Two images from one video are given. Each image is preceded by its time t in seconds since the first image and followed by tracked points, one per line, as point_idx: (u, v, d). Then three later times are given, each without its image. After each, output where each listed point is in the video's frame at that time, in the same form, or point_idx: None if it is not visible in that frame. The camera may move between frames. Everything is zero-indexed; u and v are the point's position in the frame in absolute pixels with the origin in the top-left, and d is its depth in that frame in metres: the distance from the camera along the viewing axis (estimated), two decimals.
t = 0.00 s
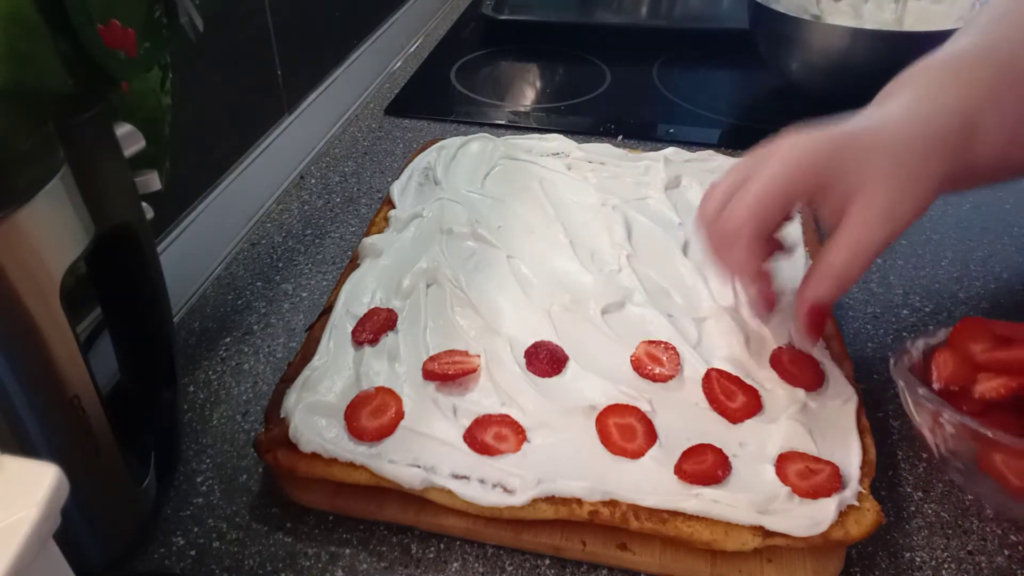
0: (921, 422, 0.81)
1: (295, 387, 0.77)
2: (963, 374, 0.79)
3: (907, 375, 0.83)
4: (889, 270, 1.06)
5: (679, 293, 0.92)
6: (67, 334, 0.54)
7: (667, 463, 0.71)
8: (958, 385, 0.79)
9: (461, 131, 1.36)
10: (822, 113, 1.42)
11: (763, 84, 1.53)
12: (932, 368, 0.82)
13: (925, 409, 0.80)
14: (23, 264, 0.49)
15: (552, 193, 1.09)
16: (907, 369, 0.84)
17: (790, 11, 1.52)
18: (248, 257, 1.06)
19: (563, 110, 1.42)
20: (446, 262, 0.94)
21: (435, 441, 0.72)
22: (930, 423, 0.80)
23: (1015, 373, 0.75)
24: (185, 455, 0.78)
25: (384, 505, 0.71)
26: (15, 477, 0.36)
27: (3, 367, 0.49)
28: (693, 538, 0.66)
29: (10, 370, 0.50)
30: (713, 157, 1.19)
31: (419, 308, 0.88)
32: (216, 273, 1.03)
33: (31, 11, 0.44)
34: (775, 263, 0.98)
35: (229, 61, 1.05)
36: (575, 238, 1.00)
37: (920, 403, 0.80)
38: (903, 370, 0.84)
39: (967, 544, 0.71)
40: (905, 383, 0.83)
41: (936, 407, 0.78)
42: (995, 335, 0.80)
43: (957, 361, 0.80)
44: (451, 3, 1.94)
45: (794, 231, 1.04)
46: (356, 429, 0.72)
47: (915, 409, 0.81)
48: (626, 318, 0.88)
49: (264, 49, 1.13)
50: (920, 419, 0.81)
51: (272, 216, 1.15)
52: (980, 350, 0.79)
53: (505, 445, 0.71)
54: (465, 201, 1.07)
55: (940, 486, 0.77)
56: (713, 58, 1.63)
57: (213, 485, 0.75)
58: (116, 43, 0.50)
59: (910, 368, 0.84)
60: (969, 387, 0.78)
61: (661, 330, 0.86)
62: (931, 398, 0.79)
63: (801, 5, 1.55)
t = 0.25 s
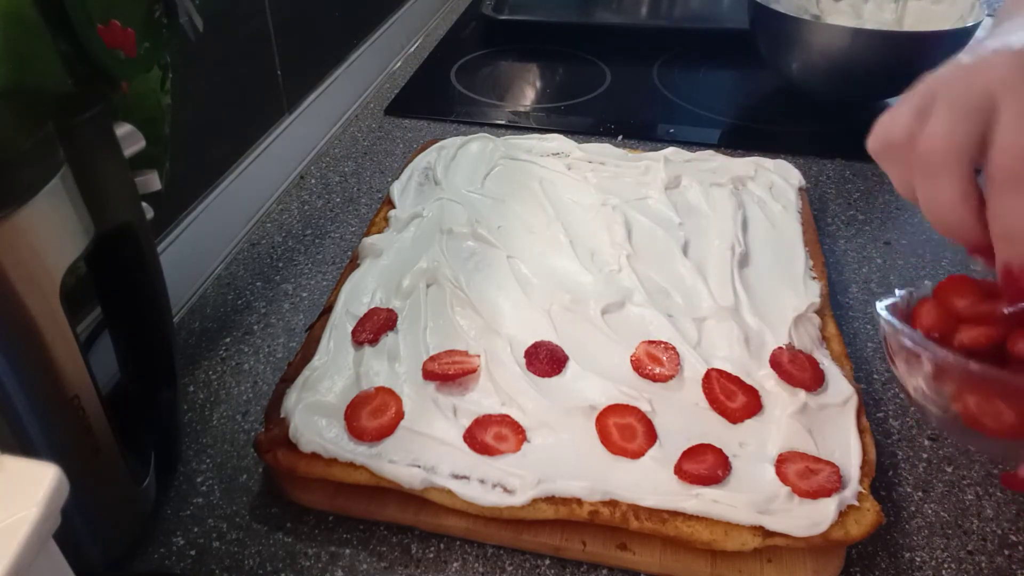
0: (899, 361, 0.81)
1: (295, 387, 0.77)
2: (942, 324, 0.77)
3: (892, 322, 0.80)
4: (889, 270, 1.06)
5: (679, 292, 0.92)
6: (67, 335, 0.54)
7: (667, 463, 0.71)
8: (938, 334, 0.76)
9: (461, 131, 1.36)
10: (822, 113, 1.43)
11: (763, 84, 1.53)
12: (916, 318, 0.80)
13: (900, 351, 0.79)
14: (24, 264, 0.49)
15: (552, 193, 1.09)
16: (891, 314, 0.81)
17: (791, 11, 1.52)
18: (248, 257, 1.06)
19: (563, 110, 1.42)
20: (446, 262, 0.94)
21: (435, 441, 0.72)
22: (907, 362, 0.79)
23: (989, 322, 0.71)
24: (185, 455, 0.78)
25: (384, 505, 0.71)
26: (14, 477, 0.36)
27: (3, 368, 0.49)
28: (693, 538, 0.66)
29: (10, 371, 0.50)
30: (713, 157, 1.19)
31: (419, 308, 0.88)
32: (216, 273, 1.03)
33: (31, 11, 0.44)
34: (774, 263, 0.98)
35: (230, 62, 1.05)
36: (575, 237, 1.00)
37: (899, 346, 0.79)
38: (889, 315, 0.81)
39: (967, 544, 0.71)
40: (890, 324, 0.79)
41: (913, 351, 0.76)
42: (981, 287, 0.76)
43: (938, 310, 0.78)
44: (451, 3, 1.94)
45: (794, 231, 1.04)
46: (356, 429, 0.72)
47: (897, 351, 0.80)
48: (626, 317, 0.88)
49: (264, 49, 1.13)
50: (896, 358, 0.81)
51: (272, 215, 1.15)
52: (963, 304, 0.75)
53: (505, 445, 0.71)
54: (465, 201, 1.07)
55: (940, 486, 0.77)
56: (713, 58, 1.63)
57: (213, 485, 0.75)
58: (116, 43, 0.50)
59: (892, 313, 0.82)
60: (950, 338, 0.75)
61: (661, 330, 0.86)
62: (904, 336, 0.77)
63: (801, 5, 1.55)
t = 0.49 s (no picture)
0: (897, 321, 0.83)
1: (295, 387, 0.77)
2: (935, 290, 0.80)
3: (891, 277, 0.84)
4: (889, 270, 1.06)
5: (679, 292, 0.92)
6: (67, 335, 0.54)
7: (667, 463, 0.71)
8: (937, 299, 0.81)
9: (461, 132, 1.36)
10: (822, 113, 1.43)
11: (763, 84, 1.53)
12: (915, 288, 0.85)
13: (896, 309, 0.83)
14: (24, 264, 0.49)
15: (552, 193, 1.09)
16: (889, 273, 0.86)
17: (790, 11, 1.52)
18: (248, 257, 1.06)
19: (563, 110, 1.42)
20: (446, 262, 0.94)
21: (435, 441, 0.72)
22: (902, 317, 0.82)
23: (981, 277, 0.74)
24: (185, 455, 0.78)
25: (384, 505, 0.71)
26: (15, 477, 0.36)
27: (3, 368, 0.49)
28: (693, 538, 0.66)
29: (10, 370, 0.50)
30: (713, 157, 1.19)
31: (419, 308, 0.88)
32: (216, 273, 1.03)
33: (31, 11, 0.44)
34: (774, 263, 0.98)
35: (230, 61, 1.05)
36: (575, 237, 1.00)
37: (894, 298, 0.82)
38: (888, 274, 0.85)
39: (967, 544, 0.71)
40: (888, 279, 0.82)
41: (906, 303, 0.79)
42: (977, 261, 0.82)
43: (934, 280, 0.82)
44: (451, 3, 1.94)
45: (795, 230, 1.04)
46: (356, 429, 0.72)
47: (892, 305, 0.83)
48: (626, 317, 0.88)
49: (264, 49, 1.13)
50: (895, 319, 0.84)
51: (272, 215, 1.15)
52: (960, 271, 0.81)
53: (505, 445, 0.71)
54: (465, 201, 1.07)
55: (940, 486, 0.77)
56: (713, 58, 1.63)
57: (213, 485, 0.75)
58: (116, 43, 0.50)
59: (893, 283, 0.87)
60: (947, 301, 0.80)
61: (661, 330, 0.86)
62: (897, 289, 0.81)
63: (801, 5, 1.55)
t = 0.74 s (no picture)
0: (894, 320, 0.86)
1: (295, 387, 0.77)
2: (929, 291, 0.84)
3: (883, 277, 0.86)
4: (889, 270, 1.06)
5: (679, 292, 0.92)
6: (67, 335, 0.54)
7: (667, 463, 0.71)
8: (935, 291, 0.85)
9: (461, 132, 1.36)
10: (822, 113, 1.43)
11: (763, 84, 1.53)
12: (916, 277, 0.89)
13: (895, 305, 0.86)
14: (24, 264, 0.49)
15: (552, 193, 1.09)
16: (885, 274, 0.88)
17: (790, 11, 1.52)
18: (248, 257, 1.06)
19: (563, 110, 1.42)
20: (446, 262, 0.94)
21: (434, 441, 0.72)
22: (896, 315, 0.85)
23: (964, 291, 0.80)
24: (185, 455, 0.78)
25: (384, 505, 0.71)
26: (15, 477, 0.36)
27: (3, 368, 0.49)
28: (693, 538, 0.66)
29: (10, 370, 0.50)
30: (713, 157, 1.19)
31: (419, 308, 0.88)
32: (216, 273, 1.03)
33: (31, 11, 0.44)
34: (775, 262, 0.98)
35: (230, 61, 1.05)
36: (575, 237, 1.00)
37: (888, 296, 0.84)
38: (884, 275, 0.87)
39: (967, 544, 0.71)
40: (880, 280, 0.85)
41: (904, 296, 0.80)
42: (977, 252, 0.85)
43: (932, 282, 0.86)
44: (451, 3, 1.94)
45: (795, 230, 1.04)
46: (355, 429, 0.72)
47: (889, 303, 0.85)
48: (626, 317, 0.88)
49: (264, 49, 1.13)
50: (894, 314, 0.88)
51: (272, 215, 1.15)
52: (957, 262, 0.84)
53: (505, 445, 0.71)
54: (465, 201, 1.07)
55: (940, 486, 0.77)
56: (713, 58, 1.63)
57: (213, 485, 0.75)
58: (116, 43, 0.50)
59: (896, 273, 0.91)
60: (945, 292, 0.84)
61: (661, 330, 0.86)
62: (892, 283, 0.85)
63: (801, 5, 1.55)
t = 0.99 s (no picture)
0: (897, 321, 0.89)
1: (295, 387, 0.77)
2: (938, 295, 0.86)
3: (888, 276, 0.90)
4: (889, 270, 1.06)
5: (679, 292, 0.92)
6: (67, 335, 0.54)
7: (667, 463, 0.71)
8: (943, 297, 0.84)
9: (461, 132, 1.36)
10: (822, 113, 1.43)
11: (763, 84, 1.53)
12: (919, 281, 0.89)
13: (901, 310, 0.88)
14: (23, 264, 0.49)
15: (552, 194, 1.09)
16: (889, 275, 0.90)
17: (790, 11, 1.52)
18: (248, 257, 1.06)
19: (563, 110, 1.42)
20: (446, 262, 0.94)
21: (435, 441, 0.72)
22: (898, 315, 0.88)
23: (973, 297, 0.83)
24: (185, 455, 0.78)
25: (384, 505, 0.71)
26: (14, 478, 0.36)
27: (3, 368, 0.49)
28: (693, 538, 0.66)
29: (10, 370, 0.50)
30: (713, 157, 1.19)
31: (419, 308, 0.88)
32: (216, 273, 1.03)
33: (31, 11, 0.44)
34: (775, 263, 0.98)
35: (229, 61, 1.05)
36: (575, 238, 1.00)
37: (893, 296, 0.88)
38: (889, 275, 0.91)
39: (967, 544, 0.71)
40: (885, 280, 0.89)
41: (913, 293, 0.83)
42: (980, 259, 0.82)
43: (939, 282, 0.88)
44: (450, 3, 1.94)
45: (795, 230, 1.04)
46: (356, 429, 0.72)
47: (892, 303, 0.89)
48: (626, 317, 0.88)
49: (264, 49, 1.13)
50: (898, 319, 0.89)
51: (272, 215, 1.15)
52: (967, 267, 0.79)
53: (505, 445, 0.71)
54: (465, 201, 1.07)
55: (941, 486, 0.77)
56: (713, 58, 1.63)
57: (213, 485, 0.75)
58: (116, 43, 0.50)
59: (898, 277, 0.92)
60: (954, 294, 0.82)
61: (661, 330, 0.86)
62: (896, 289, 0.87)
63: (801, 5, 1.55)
